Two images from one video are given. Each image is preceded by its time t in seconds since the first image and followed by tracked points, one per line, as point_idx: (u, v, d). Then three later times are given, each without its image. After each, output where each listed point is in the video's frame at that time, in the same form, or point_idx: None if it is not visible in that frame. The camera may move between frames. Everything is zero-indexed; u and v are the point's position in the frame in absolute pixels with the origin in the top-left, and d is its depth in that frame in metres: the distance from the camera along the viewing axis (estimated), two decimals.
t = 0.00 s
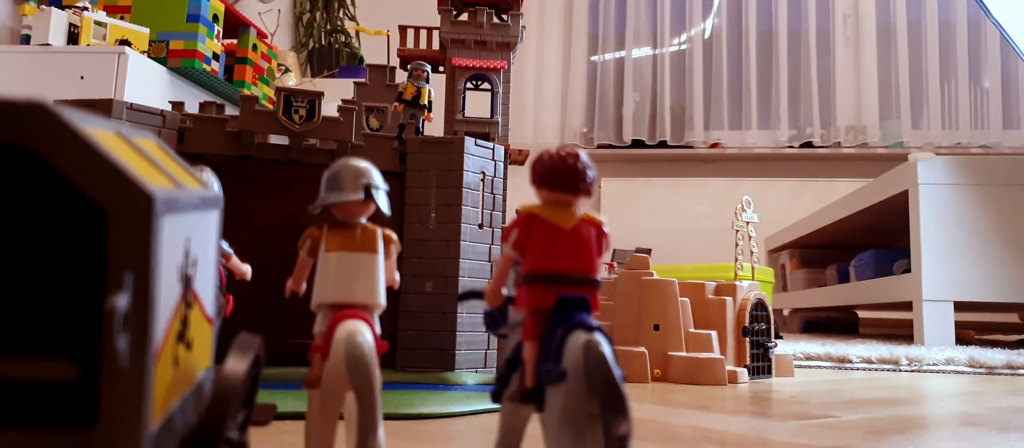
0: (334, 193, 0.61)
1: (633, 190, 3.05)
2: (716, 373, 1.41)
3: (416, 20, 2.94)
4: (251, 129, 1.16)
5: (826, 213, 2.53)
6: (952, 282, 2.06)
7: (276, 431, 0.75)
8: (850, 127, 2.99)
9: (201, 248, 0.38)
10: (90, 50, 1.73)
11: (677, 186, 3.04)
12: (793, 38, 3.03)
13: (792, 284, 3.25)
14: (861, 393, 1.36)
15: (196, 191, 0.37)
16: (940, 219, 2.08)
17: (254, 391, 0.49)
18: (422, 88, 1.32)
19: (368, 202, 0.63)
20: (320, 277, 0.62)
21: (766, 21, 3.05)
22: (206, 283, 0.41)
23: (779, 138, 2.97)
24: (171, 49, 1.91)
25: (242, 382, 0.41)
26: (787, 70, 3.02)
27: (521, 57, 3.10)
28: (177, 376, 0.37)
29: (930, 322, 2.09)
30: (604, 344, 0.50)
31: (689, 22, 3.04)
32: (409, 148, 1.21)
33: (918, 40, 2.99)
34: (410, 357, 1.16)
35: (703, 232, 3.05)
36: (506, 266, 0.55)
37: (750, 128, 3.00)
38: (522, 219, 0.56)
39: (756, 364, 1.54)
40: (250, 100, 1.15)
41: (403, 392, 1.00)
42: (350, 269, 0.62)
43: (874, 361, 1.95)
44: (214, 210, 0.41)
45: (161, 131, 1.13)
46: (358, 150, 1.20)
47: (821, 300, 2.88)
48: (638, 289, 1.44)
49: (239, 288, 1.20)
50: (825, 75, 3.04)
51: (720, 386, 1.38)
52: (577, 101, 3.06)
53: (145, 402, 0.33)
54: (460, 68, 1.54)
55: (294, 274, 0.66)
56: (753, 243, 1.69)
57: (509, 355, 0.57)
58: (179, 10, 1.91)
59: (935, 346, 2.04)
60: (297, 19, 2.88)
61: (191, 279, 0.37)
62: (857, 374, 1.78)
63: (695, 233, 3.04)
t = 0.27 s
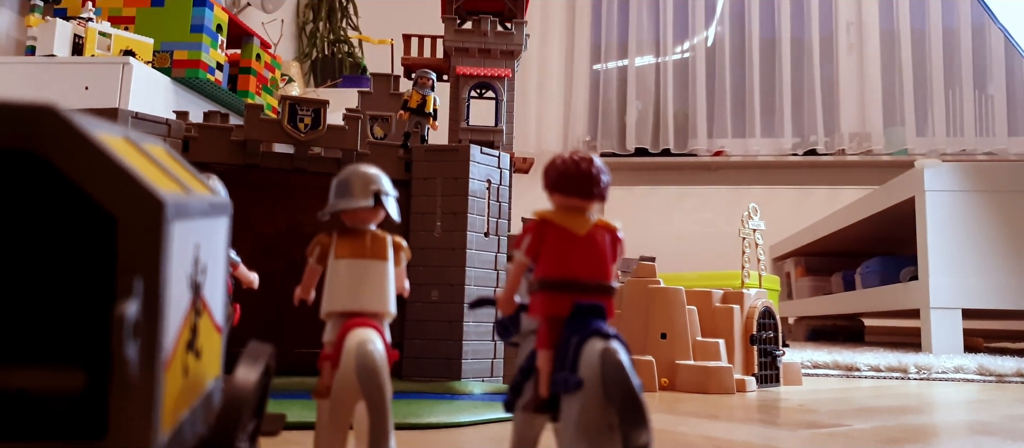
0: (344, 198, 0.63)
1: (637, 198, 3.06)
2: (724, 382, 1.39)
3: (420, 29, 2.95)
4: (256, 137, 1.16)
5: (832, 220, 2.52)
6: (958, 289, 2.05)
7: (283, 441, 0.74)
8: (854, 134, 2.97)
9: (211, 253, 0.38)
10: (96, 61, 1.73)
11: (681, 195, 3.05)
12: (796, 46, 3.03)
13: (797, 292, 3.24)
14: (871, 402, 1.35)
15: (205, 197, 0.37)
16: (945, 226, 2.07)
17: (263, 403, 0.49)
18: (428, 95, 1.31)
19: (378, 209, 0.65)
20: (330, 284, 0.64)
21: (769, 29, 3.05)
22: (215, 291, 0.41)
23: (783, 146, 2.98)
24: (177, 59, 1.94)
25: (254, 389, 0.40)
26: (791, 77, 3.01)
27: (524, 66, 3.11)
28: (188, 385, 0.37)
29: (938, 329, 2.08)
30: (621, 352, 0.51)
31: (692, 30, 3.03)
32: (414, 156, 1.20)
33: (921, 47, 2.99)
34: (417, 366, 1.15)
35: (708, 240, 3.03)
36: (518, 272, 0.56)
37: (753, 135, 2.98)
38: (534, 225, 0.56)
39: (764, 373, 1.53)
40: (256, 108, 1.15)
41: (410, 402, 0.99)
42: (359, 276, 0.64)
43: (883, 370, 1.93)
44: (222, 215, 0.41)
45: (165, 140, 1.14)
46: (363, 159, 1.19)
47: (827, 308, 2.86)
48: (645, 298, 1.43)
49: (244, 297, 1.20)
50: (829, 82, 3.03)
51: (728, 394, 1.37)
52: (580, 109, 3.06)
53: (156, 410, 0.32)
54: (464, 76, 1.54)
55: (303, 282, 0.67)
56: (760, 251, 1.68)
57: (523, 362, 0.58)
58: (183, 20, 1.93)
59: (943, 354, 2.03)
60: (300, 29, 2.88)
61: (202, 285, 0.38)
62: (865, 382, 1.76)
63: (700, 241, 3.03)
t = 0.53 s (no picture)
0: (348, 198, 0.62)
1: (640, 203, 3.03)
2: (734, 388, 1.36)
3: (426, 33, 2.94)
4: (258, 139, 1.14)
5: (837, 225, 2.49)
6: (966, 294, 2.02)
7: None
8: (858, 139, 2.94)
9: (204, 252, 0.38)
10: (97, 64, 1.71)
11: (684, 198, 3.01)
12: (800, 51, 3.00)
13: (801, 297, 3.21)
14: (883, 409, 1.32)
15: (197, 195, 0.37)
16: (953, 230, 2.05)
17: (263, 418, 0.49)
18: (432, 97, 1.29)
19: (385, 208, 0.64)
20: (334, 287, 0.63)
21: (773, 34, 3.02)
22: (210, 295, 0.42)
23: (787, 150, 2.94)
24: (177, 62, 1.90)
25: (250, 399, 0.41)
26: (795, 82, 2.98)
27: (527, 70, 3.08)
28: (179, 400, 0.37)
29: (946, 334, 2.05)
30: (647, 360, 0.50)
31: (696, 35, 3.01)
32: (419, 159, 1.18)
33: (925, 52, 2.97)
34: (422, 372, 1.13)
35: (713, 245, 3.00)
36: (535, 274, 0.55)
37: (757, 140, 2.95)
38: (552, 225, 0.55)
39: (773, 379, 1.50)
40: (257, 109, 1.13)
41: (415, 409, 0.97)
42: (366, 278, 0.62)
43: (892, 375, 1.91)
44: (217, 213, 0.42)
45: (165, 141, 1.12)
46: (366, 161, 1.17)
47: (832, 314, 2.83)
48: (652, 303, 1.40)
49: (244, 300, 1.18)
50: (833, 87, 3.00)
51: (738, 401, 1.34)
52: (583, 115, 3.02)
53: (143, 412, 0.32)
54: (468, 78, 1.50)
55: (305, 286, 0.65)
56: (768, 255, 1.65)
57: (542, 371, 0.58)
58: (184, 23, 1.90)
59: (953, 359, 2.00)
60: (303, 33, 2.86)
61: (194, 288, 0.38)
62: (875, 388, 1.73)
63: (704, 246, 3.00)
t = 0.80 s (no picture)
0: (345, 185, 0.60)
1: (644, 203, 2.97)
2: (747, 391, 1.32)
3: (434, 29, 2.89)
4: (254, 132, 1.09)
5: (846, 225, 2.42)
6: (979, 295, 1.97)
7: None
8: (863, 139, 2.82)
9: (169, 243, 0.38)
10: (93, 61, 1.62)
11: (687, 198, 2.90)
12: (805, 52, 2.87)
13: (807, 298, 3.16)
14: (902, 413, 1.26)
15: (155, 172, 0.35)
16: (964, 230, 1.99)
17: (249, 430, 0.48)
18: (435, 89, 1.26)
19: (386, 196, 0.62)
20: (331, 283, 0.61)
21: (777, 34, 2.89)
22: (178, 291, 0.42)
23: (791, 150, 2.82)
24: (176, 59, 1.83)
25: (226, 415, 0.40)
26: (800, 83, 2.86)
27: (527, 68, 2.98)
28: (141, 411, 0.36)
29: (959, 336, 1.99)
30: (692, 367, 0.49)
31: (699, 34, 2.89)
32: (422, 153, 1.14)
33: (931, 54, 2.83)
34: (424, 375, 1.08)
35: (720, 247, 2.89)
36: (558, 268, 0.54)
37: (761, 140, 2.84)
38: (579, 214, 0.54)
39: (786, 382, 1.45)
40: (254, 102, 1.09)
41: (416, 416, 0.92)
42: (365, 274, 0.60)
43: (905, 378, 1.84)
44: (191, 199, 0.41)
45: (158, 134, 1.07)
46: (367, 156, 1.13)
47: (841, 315, 2.77)
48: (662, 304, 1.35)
49: (239, 298, 1.13)
50: (837, 89, 2.87)
51: (752, 405, 1.30)
52: (585, 113, 2.90)
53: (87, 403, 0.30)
54: (472, 74, 1.44)
55: (299, 283, 0.63)
56: (781, 255, 1.59)
57: (561, 382, 0.57)
58: (183, 19, 1.82)
59: (967, 362, 1.94)
60: (303, 32, 2.80)
61: (161, 283, 0.38)
62: (889, 391, 1.68)
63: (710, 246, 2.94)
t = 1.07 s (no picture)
0: (341, 175, 0.58)
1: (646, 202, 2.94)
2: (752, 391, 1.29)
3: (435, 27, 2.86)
4: (252, 127, 1.07)
5: (849, 224, 2.39)
6: (987, 295, 1.94)
7: None
8: (865, 138, 2.78)
9: (146, 235, 0.36)
10: (90, 58, 1.58)
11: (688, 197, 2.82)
12: (806, 52, 2.84)
13: (810, 298, 3.13)
14: (912, 414, 1.23)
15: (121, 154, 0.32)
16: (973, 229, 1.96)
17: (233, 432, 0.47)
18: (436, 83, 1.25)
19: (386, 187, 0.60)
20: (327, 279, 0.58)
21: (779, 35, 2.86)
22: (157, 289, 0.39)
23: (793, 149, 2.78)
24: (174, 57, 1.77)
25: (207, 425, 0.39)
26: (802, 83, 2.82)
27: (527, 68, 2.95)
28: (109, 420, 0.34)
29: (964, 337, 1.96)
30: (721, 372, 0.47)
31: (701, 33, 2.86)
32: (423, 149, 1.11)
33: (933, 54, 2.79)
34: (425, 376, 1.06)
35: (722, 246, 2.83)
36: (570, 263, 0.52)
37: (763, 139, 2.80)
38: (593, 206, 0.52)
39: (793, 382, 1.43)
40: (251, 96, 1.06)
41: (418, 418, 0.90)
42: (363, 270, 0.58)
43: (911, 379, 1.81)
44: (171, 188, 0.39)
45: (152, 129, 1.05)
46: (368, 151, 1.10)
47: (844, 314, 2.74)
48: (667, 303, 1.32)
49: (236, 295, 1.10)
50: (839, 90, 2.83)
51: (759, 406, 1.27)
52: (586, 114, 2.87)
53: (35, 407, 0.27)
54: (473, 70, 1.41)
55: (292, 281, 0.61)
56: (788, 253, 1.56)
57: (577, 385, 0.56)
58: (181, 16, 1.77)
59: (974, 361, 1.92)
60: (303, 30, 2.76)
61: (134, 277, 0.36)
62: (895, 391, 1.66)
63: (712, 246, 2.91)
